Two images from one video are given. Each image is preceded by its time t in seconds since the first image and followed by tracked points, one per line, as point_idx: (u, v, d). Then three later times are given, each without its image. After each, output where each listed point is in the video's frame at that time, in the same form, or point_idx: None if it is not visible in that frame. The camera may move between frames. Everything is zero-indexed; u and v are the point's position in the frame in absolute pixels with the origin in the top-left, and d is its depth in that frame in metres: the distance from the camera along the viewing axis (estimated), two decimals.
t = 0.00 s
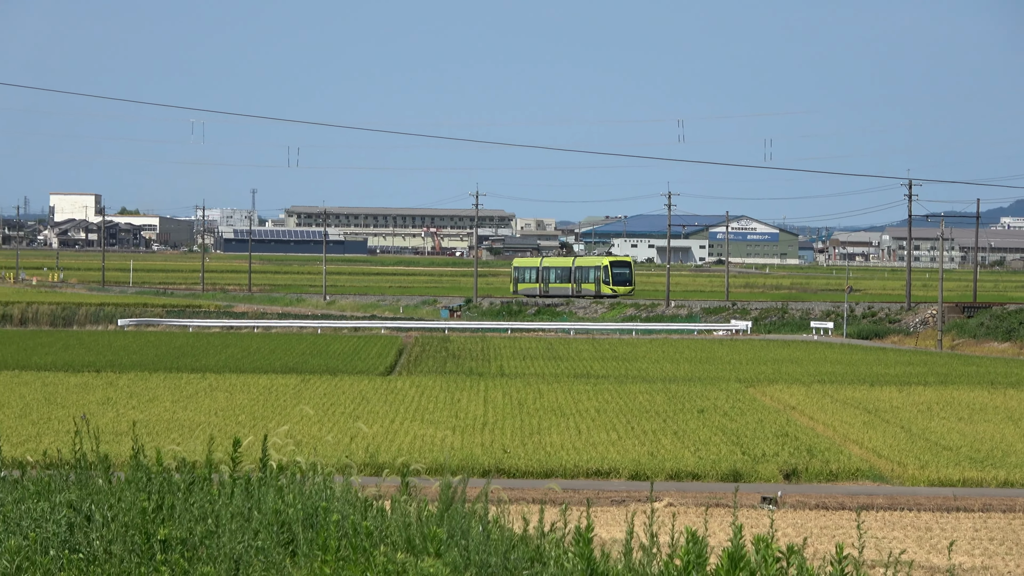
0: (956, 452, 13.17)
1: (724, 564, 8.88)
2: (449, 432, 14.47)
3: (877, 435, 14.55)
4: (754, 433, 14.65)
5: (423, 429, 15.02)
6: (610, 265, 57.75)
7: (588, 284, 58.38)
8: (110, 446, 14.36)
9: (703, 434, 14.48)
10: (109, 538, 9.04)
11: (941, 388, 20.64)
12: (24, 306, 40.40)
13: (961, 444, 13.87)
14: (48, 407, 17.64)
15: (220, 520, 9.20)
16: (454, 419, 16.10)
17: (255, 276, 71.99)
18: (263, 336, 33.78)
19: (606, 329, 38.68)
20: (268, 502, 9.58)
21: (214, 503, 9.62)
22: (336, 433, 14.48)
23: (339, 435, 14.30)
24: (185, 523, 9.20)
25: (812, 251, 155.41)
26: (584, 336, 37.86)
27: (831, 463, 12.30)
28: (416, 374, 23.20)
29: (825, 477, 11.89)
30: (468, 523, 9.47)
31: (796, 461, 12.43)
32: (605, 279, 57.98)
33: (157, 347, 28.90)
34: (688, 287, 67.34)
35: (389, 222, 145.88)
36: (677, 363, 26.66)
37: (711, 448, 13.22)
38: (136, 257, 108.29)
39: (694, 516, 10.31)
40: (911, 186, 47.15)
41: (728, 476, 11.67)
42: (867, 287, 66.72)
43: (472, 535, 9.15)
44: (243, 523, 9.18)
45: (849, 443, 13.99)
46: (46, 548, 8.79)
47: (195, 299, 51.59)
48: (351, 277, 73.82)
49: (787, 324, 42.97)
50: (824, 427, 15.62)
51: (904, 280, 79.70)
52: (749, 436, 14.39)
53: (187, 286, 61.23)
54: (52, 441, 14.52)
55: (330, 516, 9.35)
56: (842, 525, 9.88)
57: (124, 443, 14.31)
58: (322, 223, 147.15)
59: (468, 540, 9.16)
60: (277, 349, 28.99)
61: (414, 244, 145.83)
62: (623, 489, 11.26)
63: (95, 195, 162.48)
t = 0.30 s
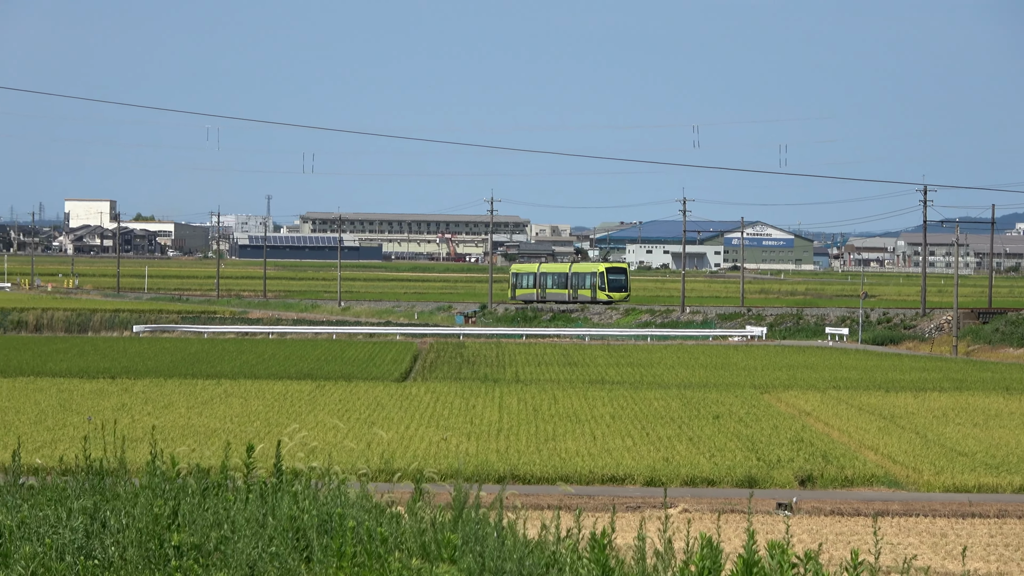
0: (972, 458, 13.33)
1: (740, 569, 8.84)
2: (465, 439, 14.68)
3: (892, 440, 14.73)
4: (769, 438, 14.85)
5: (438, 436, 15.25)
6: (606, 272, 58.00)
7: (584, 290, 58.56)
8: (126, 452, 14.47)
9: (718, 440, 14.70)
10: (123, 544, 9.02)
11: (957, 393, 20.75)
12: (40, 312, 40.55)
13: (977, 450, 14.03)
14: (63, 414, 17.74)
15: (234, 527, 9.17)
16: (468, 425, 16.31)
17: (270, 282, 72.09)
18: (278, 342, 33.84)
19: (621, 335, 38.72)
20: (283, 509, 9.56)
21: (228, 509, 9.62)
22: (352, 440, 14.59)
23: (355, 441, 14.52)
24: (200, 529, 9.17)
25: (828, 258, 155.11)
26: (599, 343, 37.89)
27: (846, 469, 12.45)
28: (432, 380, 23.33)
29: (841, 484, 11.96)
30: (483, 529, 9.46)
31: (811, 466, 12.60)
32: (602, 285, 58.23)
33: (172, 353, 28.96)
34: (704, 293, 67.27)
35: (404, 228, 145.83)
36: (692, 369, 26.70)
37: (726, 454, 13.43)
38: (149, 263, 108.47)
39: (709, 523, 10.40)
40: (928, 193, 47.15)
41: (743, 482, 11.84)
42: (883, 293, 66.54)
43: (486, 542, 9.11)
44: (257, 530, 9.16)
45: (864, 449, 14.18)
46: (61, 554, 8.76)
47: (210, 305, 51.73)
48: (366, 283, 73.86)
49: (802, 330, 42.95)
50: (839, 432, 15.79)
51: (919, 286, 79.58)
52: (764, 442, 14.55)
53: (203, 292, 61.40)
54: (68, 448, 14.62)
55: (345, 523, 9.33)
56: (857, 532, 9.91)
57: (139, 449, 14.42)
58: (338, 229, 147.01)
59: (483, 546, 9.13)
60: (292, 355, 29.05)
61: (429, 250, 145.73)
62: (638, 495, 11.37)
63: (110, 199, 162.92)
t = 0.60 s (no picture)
0: (987, 463, 13.62)
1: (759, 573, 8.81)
2: (479, 445, 14.96)
3: (907, 446, 15.02)
4: (783, 445, 15.13)
5: (453, 441, 15.57)
6: (601, 278, 58.21)
7: (580, 296, 58.79)
8: (143, 459, 14.65)
9: (732, 446, 14.99)
10: (137, 551, 8.99)
11: (972, 398, 20.94)
12: (54, 319, 40.62)
13: (992, 455, 14.30)
14: (79, 422, 17.88)
15: (248, 533, 9.15)
16: (483, 431, 16.58)
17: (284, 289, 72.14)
18: (293, 349, 33.87)
19: (635, 341, 38.79)
20: (297, 515, 9.55)
21: (243, 515, 9.61)
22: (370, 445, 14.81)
23: (372, 447, 14.79)
24: (215, 536, 9.14)
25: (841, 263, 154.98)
26: (613, 349, 37.97)
27: (861, 475, 12.71)
28: (446, 386, 23.49)
29: (855, 489, 12.27)
30: (497, 535, 9.44)
31: (825, 472, 12.87)
32: (597, 291, 58.45)
33: (187, 360, 29.03)
34: (718, 298, 67.19)
35: (417, 234, 145.85)
36: (706, 375, 26.78)
37: (740, 460, 13.73)
38: (162, 270, 108.54)
39: (724, 529, 10.58)
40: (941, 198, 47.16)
41: (758, 488, 12.10)
42: (898, 299, 66.46)
43: (501, 548, 9.05)
44: (272, 536, 9.16)
45: (879, 453, 14.48)
46: (76, 561, 8.72)
47: (224, 312, 51.78)
48: (380, 289, 73.84)
49: (816, 336, 42.96)
50: (854, 438, 16.06)
51: (933, 291, 79.51)
52: (779, 448, 14.90)
53: (217, 299, 61.51)
54: (85, 455, 14.75)
55: (359, 529, 9.30)
56: (872, 537, 9.98)
57: (157, 456, 14.59)
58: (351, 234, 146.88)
59: (498, 553, 9.08)
60: (306, 361, 29.09)
61: (443, 256, 145.70)
62: (654, 500, 11.67)
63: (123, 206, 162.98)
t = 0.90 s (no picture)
0: (1000, 468, 14.03)
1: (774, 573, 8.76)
2: (492, 450, 15.27)
3: (920, 451, 15.40)
4: (796, 449, 15.49)
5: (466, 446, 15.91)
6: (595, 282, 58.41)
7: (574, 300, 58.98)
8: (158, 464, 14.76)
9: (745, 451, 15.35)
10: (151, 557, 8.95)
11: (984, 403, 21.17)
12: (67, 324, 40.68)
13: (1004, 460, 14.74)
14: (91, 427, 17.97)
15: (262, 538, 9.16)
16: (496, 436, 16.91)
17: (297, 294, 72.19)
18: (305, 354, 33.93)
19: (647, 345, 38.84)
20: (311, 520, 9.55)
21: (256, 520, 9.62)
22: (383, 449, 15.12)
23: (388, 452, 15.12)
24: (228, 542, 9.13)
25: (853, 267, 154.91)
26: (625, 353, 38.03)
27: (873, 480, 13.10)
28: (458, 391, 23.61)
29: (868, 493, 12.67)
30: (511, 539, 9.45)
31: (838, 477, 13.26)
32: (591, 296, 58.64)
33: (200, 364, 29.09)
34: (730, 303, 67.12)
35: (429, 238, 145.72)
36: (719, 379, 26.83)
37: (753, 465, 14.13)
38: (176, 276, 108.62)
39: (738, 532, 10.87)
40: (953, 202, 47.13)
41: (770, 493, 12.54)
42: (910, 303, 66.39)
43: (514, 552, 9.00)
44: (285, 541, 9.15)
45: (892, 459, 14.90)
46: (89, 566, 8.68)
47: (236, 317, 51.82)
48: (393, 294, 73.76)
49: (829, 340, 42.97)
50: (866, 443, 16.42)
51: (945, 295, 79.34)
52: (792, 452, 15.27)
53: (230, 304, 61.60)
54: (99, 460, 14.85)
55: (373, 533, 9.28)
56: (885, 541, 10.13)
57: (172, 461, 14.72)
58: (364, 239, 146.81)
59: (511, 557, 9.03)
60: (319, 366, 29.12)
61: (456, 261, 145.49)
62: (666, 505, 12.01)
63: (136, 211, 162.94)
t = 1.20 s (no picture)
0: (1011, 472, 14.15)
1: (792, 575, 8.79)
2: (504, 453, 15.36)
3: (932, 454, 15.48)
4: (808, 452, 15.57)
5: (478, 448, 16.02)
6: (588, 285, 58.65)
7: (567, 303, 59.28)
8: (170, 467, 14.80)
9: (757, 454, 15.43)
10: (162, 560, 8.92)
11: (997, 406, 21.19)
12: (79, 326, 40.69)
13: (1016, 463, 14.83)
14: (103, 429, 18.01)
15: (275, 540, 9.16)
16: (508, 438, 16.99)
17: (309, 296, 72.23)
18: (318, 356, 33.94)
19: (659, 348, 38.88)
20: (323, 522, 9.56)
21: (268, 523, 9.63)
22: (395, 452, 15.21)
23: (400, 456, 15.19)
24: (240, 543, 9.12)
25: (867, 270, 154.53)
26: (637, 356, 38.07)
27: (885, 482, 13.20)
28: (471, 394, 23.66)
29: (880, 496, 12.77)
30: (523, 541, 9.44)
31: (850, 480, 13.36)
32: (584, 298, 58.88)
33: (213, 367, 29.12)
34: (742, 306, 67.03)
35: (441, 241, 145.69)
36: (732, 382, 26.82)
37: (765, 468, 14.22)
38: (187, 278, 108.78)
39: (751, 535, 11.07)
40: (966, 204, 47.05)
41: (782, 495, 12.64)
42: (923, 306, 66.28)
43: (525, 555, 8.95)
44: (298, 543, 9.15)
45: (904, 462, 14.98)
46: (101, 568, 8.64)
47: (248, 319, 51.90)
48: (405, 297, 73.83)
49: (841, 343, 42.98)
50: (878, 446, 16.49)
51: (958, 299, 79.21)
52: (804, 455, 15.34)
53: (242, 306, 61.68)
54: (111, 464, 14.88)
55: (385, 536, 9.29)
56: (897, 544, 10.31)
57: (185, 464, 14.74)
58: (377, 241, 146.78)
59: (522, 560, 8.98)
60: (331, 369, 29.13)
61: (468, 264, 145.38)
62: (678, 508, 12.23)
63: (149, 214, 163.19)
